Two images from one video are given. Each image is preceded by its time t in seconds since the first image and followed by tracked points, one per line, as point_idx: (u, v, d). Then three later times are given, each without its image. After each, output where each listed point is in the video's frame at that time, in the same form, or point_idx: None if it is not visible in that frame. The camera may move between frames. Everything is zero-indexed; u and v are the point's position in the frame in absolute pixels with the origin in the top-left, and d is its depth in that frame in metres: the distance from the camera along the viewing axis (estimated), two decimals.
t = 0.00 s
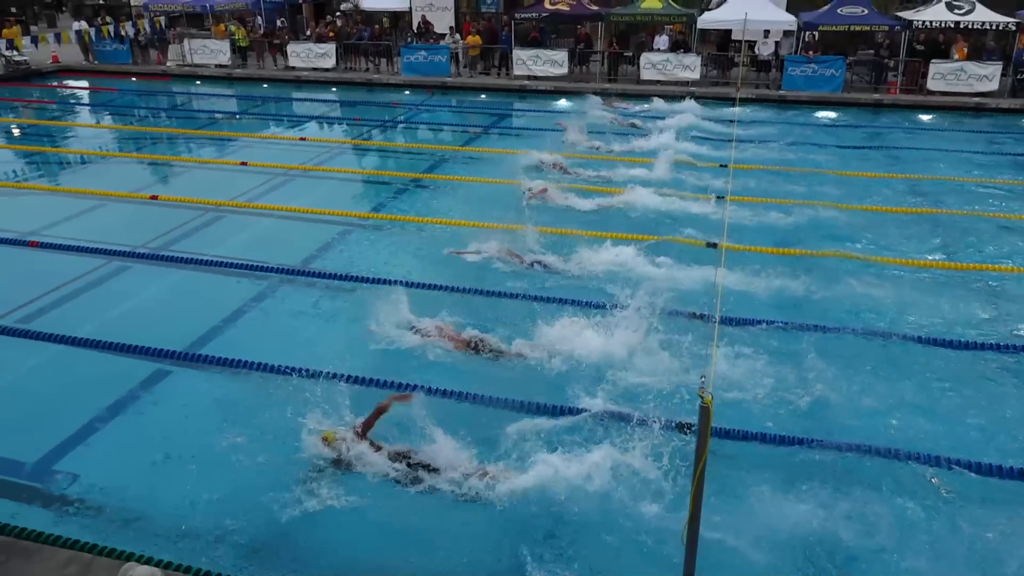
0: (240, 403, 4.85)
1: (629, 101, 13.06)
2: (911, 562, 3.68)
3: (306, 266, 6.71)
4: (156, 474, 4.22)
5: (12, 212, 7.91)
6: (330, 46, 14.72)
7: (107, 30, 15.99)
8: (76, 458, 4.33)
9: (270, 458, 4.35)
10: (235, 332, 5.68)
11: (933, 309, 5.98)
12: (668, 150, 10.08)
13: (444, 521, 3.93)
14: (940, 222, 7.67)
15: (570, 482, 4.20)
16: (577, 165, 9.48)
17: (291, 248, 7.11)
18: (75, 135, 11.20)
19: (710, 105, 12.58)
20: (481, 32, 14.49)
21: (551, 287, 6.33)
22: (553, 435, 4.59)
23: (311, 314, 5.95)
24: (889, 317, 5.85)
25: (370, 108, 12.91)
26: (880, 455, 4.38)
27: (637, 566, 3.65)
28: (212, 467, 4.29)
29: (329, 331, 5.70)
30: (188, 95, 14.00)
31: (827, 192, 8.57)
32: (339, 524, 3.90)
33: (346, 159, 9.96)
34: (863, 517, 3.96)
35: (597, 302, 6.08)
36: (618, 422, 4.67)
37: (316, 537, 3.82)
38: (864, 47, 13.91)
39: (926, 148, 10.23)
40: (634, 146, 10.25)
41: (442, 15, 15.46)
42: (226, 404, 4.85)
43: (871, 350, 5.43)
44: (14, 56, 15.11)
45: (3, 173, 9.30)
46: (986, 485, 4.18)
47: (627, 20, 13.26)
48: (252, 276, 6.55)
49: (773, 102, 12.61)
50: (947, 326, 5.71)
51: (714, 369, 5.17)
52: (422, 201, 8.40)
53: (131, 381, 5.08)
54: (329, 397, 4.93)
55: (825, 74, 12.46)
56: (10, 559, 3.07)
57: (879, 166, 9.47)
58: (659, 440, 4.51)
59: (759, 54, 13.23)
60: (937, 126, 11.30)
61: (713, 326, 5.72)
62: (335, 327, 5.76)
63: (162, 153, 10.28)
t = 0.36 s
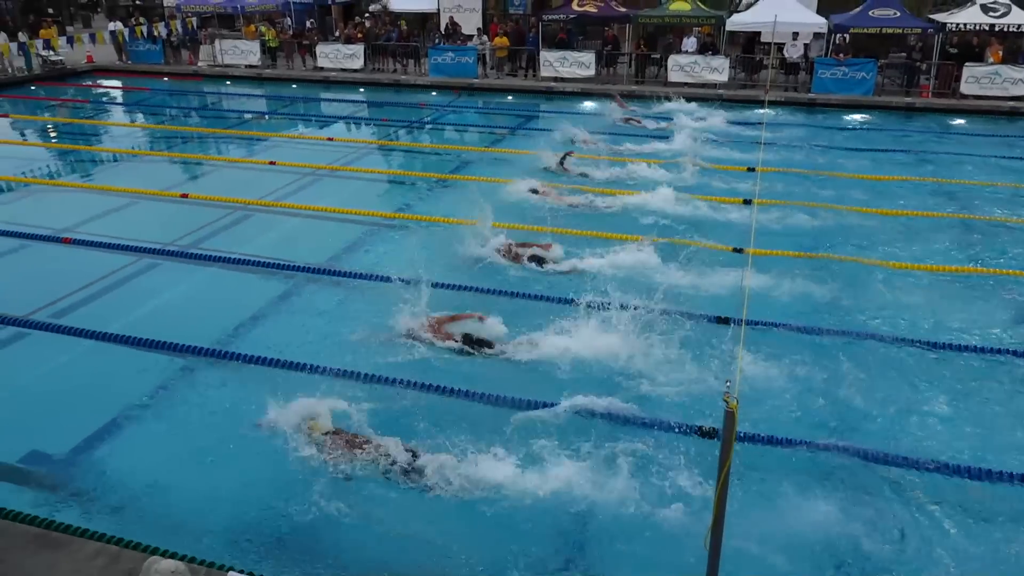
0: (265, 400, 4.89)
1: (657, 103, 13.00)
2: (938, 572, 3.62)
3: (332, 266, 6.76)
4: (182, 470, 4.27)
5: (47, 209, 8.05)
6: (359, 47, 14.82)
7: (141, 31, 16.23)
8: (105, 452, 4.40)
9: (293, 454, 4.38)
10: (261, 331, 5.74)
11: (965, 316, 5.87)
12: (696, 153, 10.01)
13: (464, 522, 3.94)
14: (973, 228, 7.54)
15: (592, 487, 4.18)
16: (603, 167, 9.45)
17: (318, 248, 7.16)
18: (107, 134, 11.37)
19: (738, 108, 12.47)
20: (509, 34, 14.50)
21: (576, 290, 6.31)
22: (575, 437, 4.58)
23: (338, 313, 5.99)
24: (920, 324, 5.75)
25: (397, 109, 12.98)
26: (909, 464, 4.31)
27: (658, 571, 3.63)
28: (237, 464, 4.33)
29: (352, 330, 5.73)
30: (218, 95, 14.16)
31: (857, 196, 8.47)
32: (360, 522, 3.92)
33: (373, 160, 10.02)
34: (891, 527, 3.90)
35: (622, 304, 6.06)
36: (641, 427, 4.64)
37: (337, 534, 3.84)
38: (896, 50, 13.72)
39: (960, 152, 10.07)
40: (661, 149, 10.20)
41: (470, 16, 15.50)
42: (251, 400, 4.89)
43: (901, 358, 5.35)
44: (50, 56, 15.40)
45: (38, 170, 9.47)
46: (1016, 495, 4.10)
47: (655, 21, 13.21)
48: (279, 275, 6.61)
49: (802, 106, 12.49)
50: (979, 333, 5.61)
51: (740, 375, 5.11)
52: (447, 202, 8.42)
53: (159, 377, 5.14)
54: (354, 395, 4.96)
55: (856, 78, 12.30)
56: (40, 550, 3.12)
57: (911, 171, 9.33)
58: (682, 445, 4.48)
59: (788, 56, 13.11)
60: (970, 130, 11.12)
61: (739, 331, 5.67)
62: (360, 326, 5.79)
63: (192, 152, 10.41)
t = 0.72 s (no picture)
0: (277, 399, 4.91)
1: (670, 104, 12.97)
2: None
3: (344, 266, 6.78)
4: (195, 469, 4.30)
5: (63, 209, 8.13)
6: (373, 49, 14.89)
7: (157, 32, 16.35)
8: (118, 450, 4.43)
9: (305, 453, 4.40)
10: (273, 330, 5.76)
11: (980, 320, 5.82)
12: (709, 156, 9.97)
13: (475, 523, 3.94)
14: (988, 232, 7.48)
15: (603, 489, 4.18)
16: (618, 170, 9.42)
17: (330, 248, 7.19)
18: (124, 134, 11.46)
19: (752, 110, 12.43)
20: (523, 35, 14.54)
21: (589, 291, 6.31)
22: (586, 440, 4.57)
23: (351, 313, 6.01)
24: (934, 328, 5.72)
25: (411, 110, 13.02)
26: (923, 470, 4.27)
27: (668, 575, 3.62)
28: (249, 463, 4.35)
29: (364, 331, 5.74)
30: (233, 96, 14.24)
31: (871, 199, 8.42)
32: (370, 523, 3.92)
33: (386, 160, 10.06)
34: (904, 533, 3.87)
35: (633, 305, 6.04)
36: (652, 429, 4.64)
37: (348, 535, 3.85)
38: (913, 52, 13.68)
39: (976, 156, 9.99)
40: (674, 151, 10.18)
41: (483, 17, 15.59)
42: (263, 399, 4.92)
43: (915, 363, 5.31)
44: (67, 56, 15.55)
45: (54, 169, 9.56)
46: None
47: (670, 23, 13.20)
48: (292, 275, 6.64)
49: (817, 108, 12.44)
50: (994, 337, 5.57)
51: (752, 378, 5.09)
52: (460, 203, 8.41)
53: (173, 376, 5.17)
54: (366, 395, 4.97)
55: (871, 80, 12.24)
56: (54, 546, 3.15)
57: (927, 174, 9.27)
58: (693, 449, 4.47)
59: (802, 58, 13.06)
60: (986, 133, 11.03)
61: (751, 335, 5.64)
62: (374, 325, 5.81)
63: (207, 152, 10.48)
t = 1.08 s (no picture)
0: (297, 398, 4.93)
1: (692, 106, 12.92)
2: None
3: (365, 267, 6.81)
4: (215, 467, 4.34)
5: (89, 207, 8.24)
6: (396, 50, 14.97)
7: (183, 33, 16.55)
8: (141, 446, 4.48)
9: (322, 452, 4.42)
10: (293, 330, 5.80)
11: (1005, 326, 5.73)
12: (732, 159, 9.91)
13: (491, 524, 3.94)
14: (1016, 237, 7.37)
15: (621, 493, 4.16)
16: (642, 172, 9.38)
17: (351, 249, 7.22)
18: (149, 134, 11.60)
19: (775, 113, 12.34)
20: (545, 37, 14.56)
21: (609, 294, 6.28)
22: (604, 443, 4.56)
23: (372, 312, 6.03)
24: (959, 334, 5.64)
25: (433, 111, 13.07)
26: (948, 479, 4.20)
27: None
28: (268, 461, 4.38)
29: (383, 329, 5.75)
30: (256, 96, 14.37)
31: (896, 204, 8.33)
32: (388, 523, 3.94)
33: (407, 161, 10.10)
34: (926, 540, 3.81)
35: (650, 310, 6.00)
36: (670, 433, 4.61)
37: (366, 534, 3.86)
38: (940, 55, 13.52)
39: (1003, 160, 9.85)
40: (696, 154, 10.12)
41: (506, 19, 15.66)
42: (284, 397, 4.95)
43: (940, 369, 5.23)
44: (95, 57, 15.78)
45: (81, 168, 9.70)
46: None
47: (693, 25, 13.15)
48: (313, 275, 6.68)
49: (841, 110, 12.33)
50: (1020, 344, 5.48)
51: (774, 384, 5.05)
52: (479, 205, 8.41)
53: (194, 373, 5.22)
54: (386, 396, 4.99)
55: (897, 83, 12.12)
56: (77, 540, 3.19)
57: (953, 178, 9.15)
58: (712, 454, 4.44)
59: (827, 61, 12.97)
60: (1014, 137, 10.88)
61: (772, 340, 5.60)
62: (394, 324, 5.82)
63: (230, 153, 10.57)
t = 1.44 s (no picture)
0: (314, 396, 4.96)
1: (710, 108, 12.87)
2: None
3: (381, 266, 6.84)
4: (231, 464, 4.37)
5: (110, 206, 8.33)
6: (414, 51, 15.03)
7: (204, 33, 16.70)
8: (159, 443, 4.53)
9: (338, 451, 4.44)
10: (311, 329, 5.83)
11: None
12: (750, 161, 9.87)
13: (504, 526, 3.94)
14: None
15: (636, 495, 4.15)
16: (659, 174, 9.36)
17: (368, 249, 7.25)
18: (170, 133, 11.72)
19: (794, 116, 12.27)
20: (563, 38, 14.57)
21: (626, 295, 6.27)
22: (619, 446, 4.55)
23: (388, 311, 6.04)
24: (980, 339, 5.57)
25: (450, 112, 13.10)
26: (968, 486, 4.15)
27: None
28: (284, 458, 4.41)
29: (399, 327, 5.76)
30: (276, 96, 14.48)
31: (917, 207, 8.25)
32: (403, 522, 3.95)
33: (425, 162, 10.13)
34: (944, 546, 3.77)
35: (665, 313, 5.98)
36: (686, 436, 4.59)
37: (380, 533, 3.88)
38: (962, 57, 13.37)
39: None
40: (714, 156, 10.08)
41: (525, 20, 15.68)
42: (300, 395, 4.98)
43: (960, 374, 5.17)
44: (118, 57, 15.97)
45: (103, 167, 9.82)
46: None
47: (712, 26, 13.11)
48: (331, 274, 6.71)
49: (862, 113, 12.22)
50: None
51: (791, 387, 5.02)
52: (496, 205, 8.42)
53: (212, 371, 5.26)
54: (401, 395, 5.00)
55: (918, 85, 12.01)
56: (96, 535, 3.23)
57: (975, 182, 9.05)
58: (728, 457, 4.42)
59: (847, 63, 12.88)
60: None
61: (790, 343, 5.56)
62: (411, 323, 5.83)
63: (250, 152, 10.66)
